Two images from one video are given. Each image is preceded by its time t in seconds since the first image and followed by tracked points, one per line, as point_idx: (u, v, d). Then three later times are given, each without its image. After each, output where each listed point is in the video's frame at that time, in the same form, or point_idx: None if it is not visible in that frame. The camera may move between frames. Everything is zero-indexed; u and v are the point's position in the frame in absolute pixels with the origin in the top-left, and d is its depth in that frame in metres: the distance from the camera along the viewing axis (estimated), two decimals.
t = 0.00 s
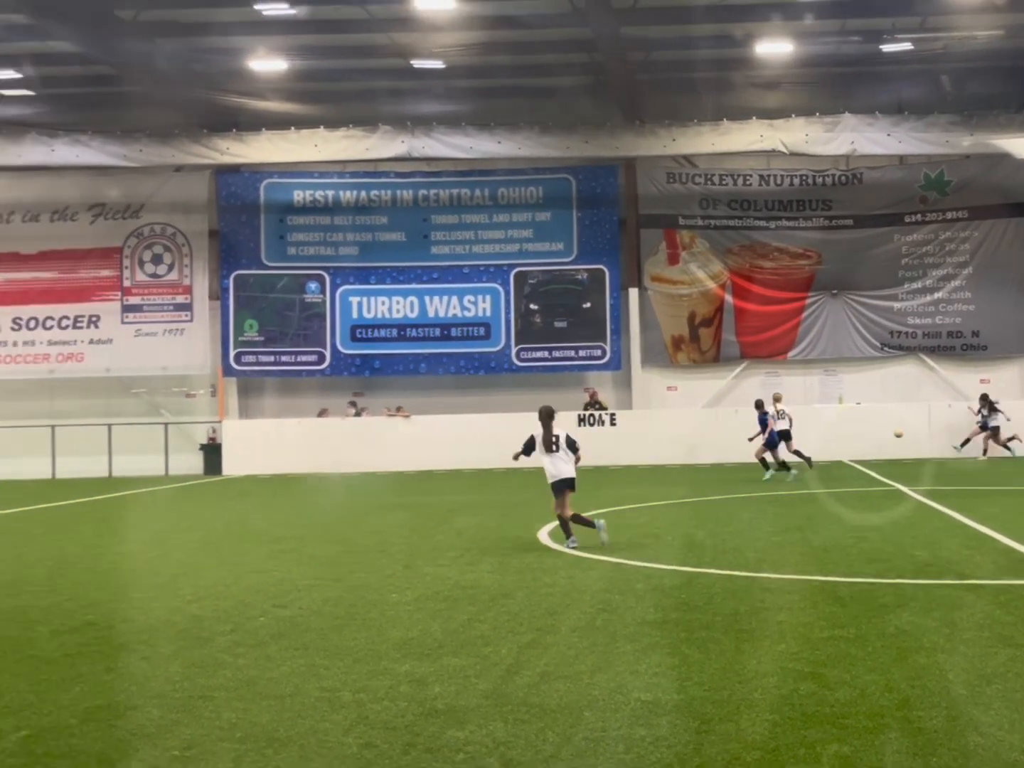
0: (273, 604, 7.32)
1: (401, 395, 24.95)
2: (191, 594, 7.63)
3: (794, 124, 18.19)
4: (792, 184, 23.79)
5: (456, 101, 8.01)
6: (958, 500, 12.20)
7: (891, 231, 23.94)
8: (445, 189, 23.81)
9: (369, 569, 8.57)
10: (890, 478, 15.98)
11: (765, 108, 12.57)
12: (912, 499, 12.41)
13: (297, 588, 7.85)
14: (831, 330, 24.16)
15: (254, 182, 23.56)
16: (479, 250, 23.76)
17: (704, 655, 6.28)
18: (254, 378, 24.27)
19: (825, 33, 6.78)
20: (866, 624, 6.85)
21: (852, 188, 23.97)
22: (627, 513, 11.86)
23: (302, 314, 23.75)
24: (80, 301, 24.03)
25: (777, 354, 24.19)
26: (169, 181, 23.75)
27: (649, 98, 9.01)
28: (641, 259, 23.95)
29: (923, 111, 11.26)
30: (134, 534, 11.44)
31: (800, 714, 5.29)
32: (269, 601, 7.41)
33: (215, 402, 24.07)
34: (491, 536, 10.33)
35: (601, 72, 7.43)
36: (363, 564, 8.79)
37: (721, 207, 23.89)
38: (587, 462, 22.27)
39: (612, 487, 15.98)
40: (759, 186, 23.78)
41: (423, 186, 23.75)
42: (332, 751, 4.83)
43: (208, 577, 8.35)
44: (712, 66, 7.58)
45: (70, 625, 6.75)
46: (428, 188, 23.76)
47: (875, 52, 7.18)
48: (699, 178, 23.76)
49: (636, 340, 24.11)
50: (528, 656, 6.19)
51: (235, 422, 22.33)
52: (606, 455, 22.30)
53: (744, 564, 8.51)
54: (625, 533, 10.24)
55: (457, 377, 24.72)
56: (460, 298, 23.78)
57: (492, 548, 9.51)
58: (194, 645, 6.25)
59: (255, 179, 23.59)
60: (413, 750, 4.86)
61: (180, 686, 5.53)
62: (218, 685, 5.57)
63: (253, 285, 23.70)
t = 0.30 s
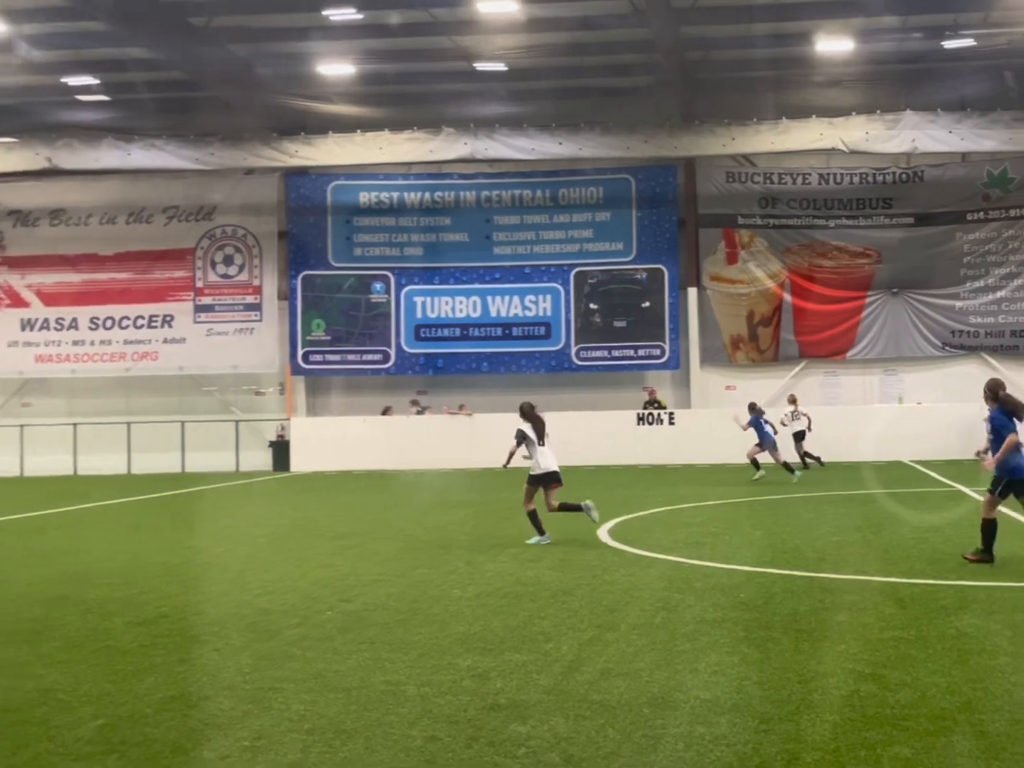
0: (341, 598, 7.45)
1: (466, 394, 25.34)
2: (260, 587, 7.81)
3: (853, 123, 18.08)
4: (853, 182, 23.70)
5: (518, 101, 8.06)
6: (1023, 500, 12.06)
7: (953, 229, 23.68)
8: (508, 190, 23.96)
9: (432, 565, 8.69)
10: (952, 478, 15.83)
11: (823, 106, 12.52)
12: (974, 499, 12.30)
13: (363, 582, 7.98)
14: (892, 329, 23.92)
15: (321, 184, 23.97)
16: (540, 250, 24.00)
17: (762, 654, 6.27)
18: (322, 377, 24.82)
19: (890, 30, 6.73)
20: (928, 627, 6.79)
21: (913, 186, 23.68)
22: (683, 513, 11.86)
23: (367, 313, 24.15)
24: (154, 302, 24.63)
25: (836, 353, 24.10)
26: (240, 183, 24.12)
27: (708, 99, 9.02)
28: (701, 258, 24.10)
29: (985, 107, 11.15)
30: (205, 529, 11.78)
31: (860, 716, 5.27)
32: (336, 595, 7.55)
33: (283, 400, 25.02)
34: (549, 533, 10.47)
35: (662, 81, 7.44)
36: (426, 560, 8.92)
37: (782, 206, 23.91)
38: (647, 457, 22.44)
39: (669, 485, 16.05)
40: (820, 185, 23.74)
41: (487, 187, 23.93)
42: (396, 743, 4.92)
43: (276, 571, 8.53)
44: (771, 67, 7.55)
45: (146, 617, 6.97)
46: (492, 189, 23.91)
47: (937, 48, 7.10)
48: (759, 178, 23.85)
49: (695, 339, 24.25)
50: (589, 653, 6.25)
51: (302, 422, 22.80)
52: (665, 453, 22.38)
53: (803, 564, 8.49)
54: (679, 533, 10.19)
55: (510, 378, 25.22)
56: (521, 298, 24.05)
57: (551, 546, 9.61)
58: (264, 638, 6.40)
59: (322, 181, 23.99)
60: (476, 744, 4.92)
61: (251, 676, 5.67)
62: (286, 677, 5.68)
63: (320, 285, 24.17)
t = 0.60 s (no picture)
0: (416, 591, 7.64)
1: (536, 393, 25.56)
2: (338, 581, 8.03)
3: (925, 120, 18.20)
4: (924, 179, 23.21)
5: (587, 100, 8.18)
6: None
7: None
8: (578, 189, 24.31)
9: (504, 560, 8.86)
10: None
11: (894, 103, 12.48)
12: None
13: (436, 577, 8.17)
14: (964, 329, 23.62)
15: (398, 185, 24.51)
16: (610, 250, 24.31)
17: (833, 655, 6.25)
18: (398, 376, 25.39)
19: (966, 21, 6.72)
20: (1001, 630, 6.69)
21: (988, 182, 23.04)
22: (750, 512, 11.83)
23: (441, 313, 24.71)
24: (238, 302, 25.84)
25: (908, 352, 23.88)
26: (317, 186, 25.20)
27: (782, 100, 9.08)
28: (771, 255, 24.04)
29: None
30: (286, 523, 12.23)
31: (931, 719, 5.22)
32: (412, 590, 7.71)
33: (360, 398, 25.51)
34: (622, 530, 10.61)
35: (729, 98, 7.50)
36: (498, 555, 9.13)
37: (851, 204, 23.77)
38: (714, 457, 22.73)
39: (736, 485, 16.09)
40: (890, 182, 23.45)
41: (558, 187, 24.26)
42: (470, 736, 4.99)
43: (355, 566, 8.74)
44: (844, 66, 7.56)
45: (229, 608, 7.24)
46: (563, 189, 24.26)
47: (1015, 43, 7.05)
48: (829, 176, 23.59)
49: (765, 337, 24.24)
50: (659, 651, 6.30)
51: (379, 419, 23.63)
52: (732, 452, 22.76)
53: (874, 564, 8.44)
54: (749, 533, 10.12)
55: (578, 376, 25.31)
56: (591, 298, 24.40)
57: (622, 544, 9.74)
58: (344, 630, 6.57)
59: (398, 182, 24.51)
60: (547, 738, 4.98)
61: (330, 668, 5.81)
62: (363, 669, 5.81)
63: (397, 285, 24.79)
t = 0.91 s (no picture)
0: (489, 588, 8.06)
1: (607, 390, 25.87)
2: (414, 577, 8.45)
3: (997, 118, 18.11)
4: (997, 175, 23.14)
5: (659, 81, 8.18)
6: None
7: None
8: (648, 190, 24.78)
9: (575, 562, 9.11)
10: None
11: (965, 101, 12.43)
12: None
13: (507, 574, 8.59)
14: None
15: (471, 187, 25.37)
16: (679, 249, 24.72)
17: (902, 656, 6.21)
18: (471, 373, 25.85)
19: None
20: None
21: None
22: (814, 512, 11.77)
23: (514, 313, 25.32)
24: (317, 302, 26.39)
25: (981, 350, 23.51)
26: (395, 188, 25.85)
27: (855, 99, 9.15)
28: (840, 253, 24.07)
29: None
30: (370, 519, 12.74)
31: (1004, 724, 5.13)
32: (485, 587, 8.11)
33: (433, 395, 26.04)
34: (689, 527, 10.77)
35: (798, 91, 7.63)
36: (569, 557, 9.38)
37: (924, 201, 23.60)
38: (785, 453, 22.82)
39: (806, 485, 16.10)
40: (963, 178, 23.22)
41: (628, 187, 24.81)
42: (542, 730, 5.06)
43: (428, 565, 9.19)
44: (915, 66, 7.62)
45: (308, 601, 7.70)
46: (633, 189, 24.80)
47: None
48: (901, 173, 23.65)
49: (833, 337, 24.20)
50: (728, 650, 6.36)
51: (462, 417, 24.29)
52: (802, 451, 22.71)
53: (946, 565, 8.41)
54: (817, 533, 10.09)
55: (645, 375, 25.63)
56: (660, 297, 24.81)
57: (692, 544, 9.84)
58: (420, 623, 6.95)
59: (472, 184, 25.33)
60: (618, 733, 5.03)
61: (406, 661, 5.99)
62: (438, 662, 5.98)
63: (470, 285, 25.41)
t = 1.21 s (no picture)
0: (561, 583, 8.56)
1: (678, 389, 26.30)
2: (486, 573, 9.13)
3: None
4: None
5: (734, 82, 8.08)
6: None
7: None
8: (719, 189, 25.04)
9: (647, 558, 9.34)
10: None
11: None
12: None
13: (584, 569, 9.03)
14: None
15: (542, 188, 25.90)
16: (750, 248, 25.01)
17: (976, 658, 6.14)
18: (543, 372, 26.62)
19: None
20: None
21: None
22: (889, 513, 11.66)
23: (586, 312, 25.94)
24: (393, 301, 27.25)
25: None
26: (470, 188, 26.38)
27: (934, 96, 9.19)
28: (911, 252, 24.27)
29: None
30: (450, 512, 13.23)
31: None
32: (557, 582, 8.65)
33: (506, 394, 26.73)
34: (762, 526, 10.78)
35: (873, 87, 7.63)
36: (640, 552, 9.60)
37: (997, 197, 23.39)
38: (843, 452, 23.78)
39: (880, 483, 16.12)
40: None
41: (697, 187, 25.12)
42: (614, 725, 5.15)
43: (502, 561, 9.62)
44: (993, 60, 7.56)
45: (386, 595, 8.51)
46: (702, 189, 25.09)
47: None
48: (972, 170, 23.48)
49: (905, 336, 24.47)
50: (798, 649, 6.42)
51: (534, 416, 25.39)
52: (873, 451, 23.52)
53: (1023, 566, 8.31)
54: (889, 533, 10.05)
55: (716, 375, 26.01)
56: (730, 296, 25.21)
57: (763, 541, 9.93)
58: (495, 619, 7.61)
59: (544, 184, 25.91)
60: (691, 730, 5.08)
61: (479, 655, 6.58)
62: (508, 658, 6.48)
63: (543, 285, 26.09)
